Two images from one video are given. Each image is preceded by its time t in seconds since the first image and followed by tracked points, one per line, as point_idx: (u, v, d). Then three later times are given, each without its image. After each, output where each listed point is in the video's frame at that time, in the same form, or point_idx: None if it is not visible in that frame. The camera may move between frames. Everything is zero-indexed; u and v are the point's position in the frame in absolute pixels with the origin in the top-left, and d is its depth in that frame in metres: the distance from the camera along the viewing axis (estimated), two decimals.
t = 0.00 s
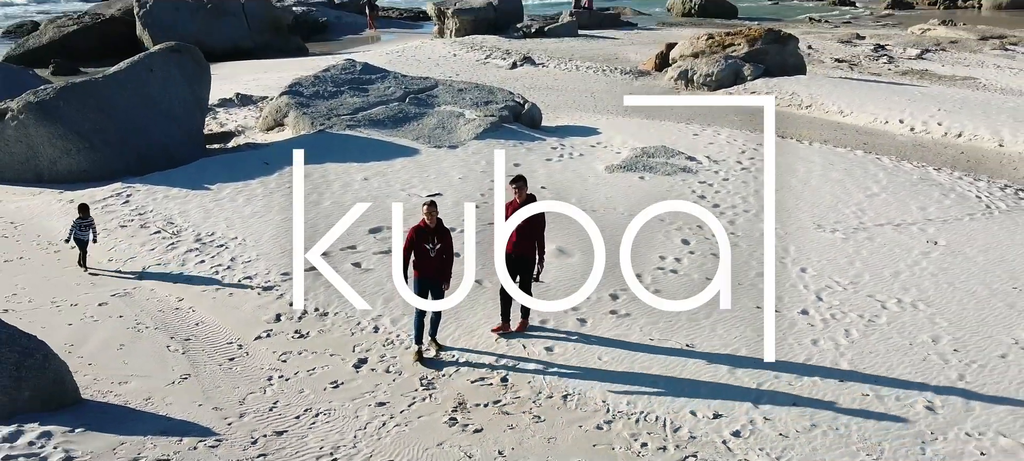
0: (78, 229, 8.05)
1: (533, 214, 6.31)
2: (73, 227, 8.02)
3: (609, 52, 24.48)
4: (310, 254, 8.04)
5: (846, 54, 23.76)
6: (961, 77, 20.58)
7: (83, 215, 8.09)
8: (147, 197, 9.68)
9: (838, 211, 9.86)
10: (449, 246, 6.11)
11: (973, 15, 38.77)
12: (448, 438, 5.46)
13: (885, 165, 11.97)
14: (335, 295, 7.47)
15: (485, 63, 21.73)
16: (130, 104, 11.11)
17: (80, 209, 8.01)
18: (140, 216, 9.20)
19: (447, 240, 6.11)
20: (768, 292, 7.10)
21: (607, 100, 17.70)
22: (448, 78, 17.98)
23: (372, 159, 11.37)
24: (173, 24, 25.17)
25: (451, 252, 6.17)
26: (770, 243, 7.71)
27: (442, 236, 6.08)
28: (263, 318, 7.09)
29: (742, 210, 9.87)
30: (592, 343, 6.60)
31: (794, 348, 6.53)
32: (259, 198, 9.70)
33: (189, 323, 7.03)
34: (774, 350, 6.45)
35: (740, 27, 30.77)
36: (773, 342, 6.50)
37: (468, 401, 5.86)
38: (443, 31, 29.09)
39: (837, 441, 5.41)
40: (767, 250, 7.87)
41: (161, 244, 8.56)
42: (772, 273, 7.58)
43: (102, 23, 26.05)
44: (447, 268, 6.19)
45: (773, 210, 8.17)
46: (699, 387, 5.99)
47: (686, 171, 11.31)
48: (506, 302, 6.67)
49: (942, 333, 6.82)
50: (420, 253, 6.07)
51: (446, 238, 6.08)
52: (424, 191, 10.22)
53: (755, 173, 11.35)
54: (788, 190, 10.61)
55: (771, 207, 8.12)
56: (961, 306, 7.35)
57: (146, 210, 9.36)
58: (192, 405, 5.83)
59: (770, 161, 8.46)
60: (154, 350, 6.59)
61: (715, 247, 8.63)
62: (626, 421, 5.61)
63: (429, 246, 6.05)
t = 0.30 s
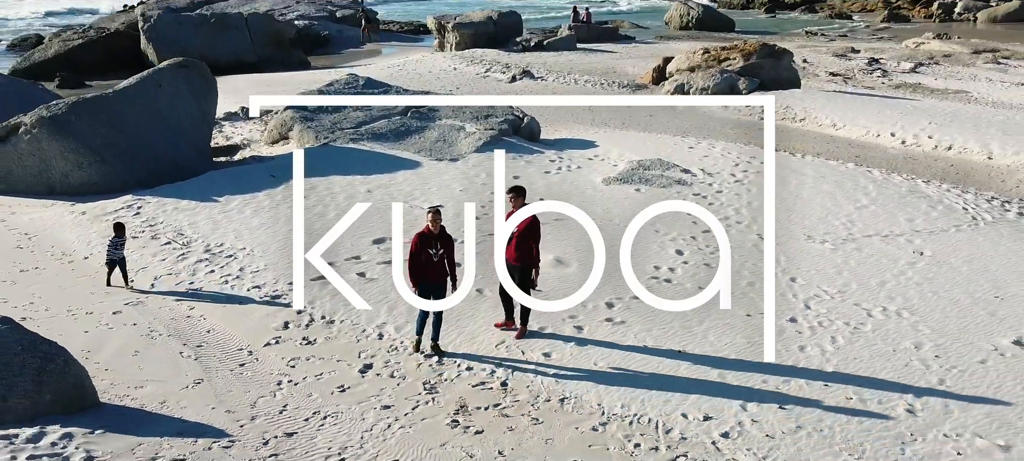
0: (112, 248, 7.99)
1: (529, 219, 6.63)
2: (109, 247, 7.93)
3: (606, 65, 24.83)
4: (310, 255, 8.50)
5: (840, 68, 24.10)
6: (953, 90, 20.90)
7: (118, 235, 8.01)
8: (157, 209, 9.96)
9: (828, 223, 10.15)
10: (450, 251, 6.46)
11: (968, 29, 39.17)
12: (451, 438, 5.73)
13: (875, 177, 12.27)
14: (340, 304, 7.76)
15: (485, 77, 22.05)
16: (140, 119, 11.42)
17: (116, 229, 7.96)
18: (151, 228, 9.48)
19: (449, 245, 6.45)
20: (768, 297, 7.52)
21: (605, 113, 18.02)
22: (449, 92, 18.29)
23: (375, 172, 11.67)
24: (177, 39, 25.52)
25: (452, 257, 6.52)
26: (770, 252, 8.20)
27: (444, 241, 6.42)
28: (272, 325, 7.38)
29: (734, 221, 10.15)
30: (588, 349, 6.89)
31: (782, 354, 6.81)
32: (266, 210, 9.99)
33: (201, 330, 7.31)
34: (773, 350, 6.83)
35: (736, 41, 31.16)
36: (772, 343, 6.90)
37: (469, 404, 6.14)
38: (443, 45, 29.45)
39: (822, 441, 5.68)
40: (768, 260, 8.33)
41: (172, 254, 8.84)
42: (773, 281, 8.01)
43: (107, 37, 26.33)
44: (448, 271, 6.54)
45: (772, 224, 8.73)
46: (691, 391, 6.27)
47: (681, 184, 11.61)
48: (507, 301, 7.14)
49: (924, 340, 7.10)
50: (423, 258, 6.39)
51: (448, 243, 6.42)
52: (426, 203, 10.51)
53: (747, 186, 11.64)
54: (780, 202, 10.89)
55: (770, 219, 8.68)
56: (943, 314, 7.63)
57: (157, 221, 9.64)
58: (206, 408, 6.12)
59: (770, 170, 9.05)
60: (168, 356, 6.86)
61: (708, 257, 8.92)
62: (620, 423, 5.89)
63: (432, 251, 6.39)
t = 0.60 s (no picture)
0: (147, 265, 8.06)
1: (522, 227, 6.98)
2: (144, 263, 8.02)
3: (604, 79, 25.18)
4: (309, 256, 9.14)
5: (834, 81, 24.46)
6: (945, 104, 21.23)
7: (152, 252, 8.08)
8: (167, 221, 10.27)
9: (818, 234, 10.46)
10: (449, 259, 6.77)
11: (962, 41, 39.53)
12: (453, 440, 6.03)
13: (865, 190, 12.58)
14: (346, 313, 8.06)
15: (484, 90, 22.39)
16: (149, 133, 11.73)
17: (150, 246, 8.04)
18: (161, 239, 9.79)
19: (447, 254, 6.76)
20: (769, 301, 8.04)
21: (602, 127, 18.35)
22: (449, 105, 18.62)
23: (378, 185, 11.98)
24: (180, 53, 25.89)
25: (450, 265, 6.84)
26: (772, 257, 8.73)
27: (443, 250, 6.73)
28: (281, 332, 7.69)
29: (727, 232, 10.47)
30: (584, 355, 7.20)
31: (770, 360, 7.12)
32: (272, 221, 10.30)
33: (212, 338, 7.61)
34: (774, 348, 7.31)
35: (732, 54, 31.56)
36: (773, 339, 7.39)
37: (470, 407, 6.45)
38: (443, 59, 29.84)
39: (806, 442, 5.98)
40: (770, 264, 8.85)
41: (182, 265, 9.14)
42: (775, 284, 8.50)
43: (111, 51, 26.70)
44: (447, 278, 6.86)
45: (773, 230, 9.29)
46: (682, 395, 6.57)
47: (675, 196, 11.93)
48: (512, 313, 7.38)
49: (906, 346, 7.41)
50: (423, 266, 6.70)
51: (446, 251, 6.74)
52: (427, 215, 10.83)
53: (740, 198, 11.96)
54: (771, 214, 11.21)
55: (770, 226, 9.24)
56: (926, 322, 7.94)
57: (167, 233, 9.95)
58: (219, 411, 6.42)
59: (770, 180, 9.62)
60: (181, 362, 7.16)
61: (700, 267, 9.23)
62: (614, 425, 6.19)
63: (432, 260, 6.70)
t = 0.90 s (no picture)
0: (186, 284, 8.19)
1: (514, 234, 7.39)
2: (183, 281, 8.16)
3: (602, 92, 25.57)
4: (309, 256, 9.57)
5: (829, 94, 24.84)
6: (937, 116, 21.59)
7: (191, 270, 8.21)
8: (177, 232, 10.59)
9: (809, 245, 10.79)
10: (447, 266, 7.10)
11: (957, 54, 39.96)
12: (456, 441, 6.34)
13: (856, 202, 12.91)
14: (353, 321, 8.38)
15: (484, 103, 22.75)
16: (159, 147, 12.08)
17: (190, 265, 8.17)
18: (173, 250, 10.11)
19: (445, 260, 7.10)
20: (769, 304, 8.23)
21: (601, 140, 18.70)
22: (449, 119, 18.97)
23: (382, 197, 12.32)
24: (184, 67, 26.28)
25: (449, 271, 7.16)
26: (771, 261, 8.95)
27: (441, 257, 7.08)
28: (290, 340, 8.01)
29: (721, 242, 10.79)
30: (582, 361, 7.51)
31: (760, 366, 7.43)
32: (280, 233, 10.62)
33: (224, 345, 7.92)
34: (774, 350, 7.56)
35: (728, 68, 31.99)
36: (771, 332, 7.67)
37: (472, 411, 6.76)
38: (443, 72, 30.24)
39: (793, 443, 6.30)
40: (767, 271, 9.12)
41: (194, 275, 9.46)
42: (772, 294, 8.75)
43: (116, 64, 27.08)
44: (446, 283, 7.18)
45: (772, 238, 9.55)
46: (675, 399, 6.89)
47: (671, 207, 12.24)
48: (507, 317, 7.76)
49: (891, 353, 7.72)
50: (423, 272, 7.03)
51: (445, 257, 7.07)
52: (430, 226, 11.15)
53: (734, 210, 12.30)
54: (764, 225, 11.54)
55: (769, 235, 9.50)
56: (911, 330, 8.25)
57: (178, 244, 10.27)
58: (234, 415, 6.73)
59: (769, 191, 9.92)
60: (195, 368, 7.49)
61: (694, 276, 9.56)
62: (611, 427, 6.50)
63: (431, 266, 7.03)
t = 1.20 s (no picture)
0: (220, 294, 8.41)
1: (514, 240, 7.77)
2: (215, 291, 8.39)
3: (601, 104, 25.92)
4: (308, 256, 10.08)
5: (825, 106, 25.19)
6: (930, 128, 21.94)
7: (224, 281, 8.44)
8: (188, 242, 10.91)
9: (802, 254, 11.10)
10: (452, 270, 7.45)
11: (952, 66, 40.37)
12: (462, 441, 6.63)
13: (848, 212, 13.24)
14: (360, 327, 8.68)
15: (485, 114, 23.09)
16: (169, 159, 12.38)
17: (224, 276, 8.39)
18: (184, 259, 10.43)
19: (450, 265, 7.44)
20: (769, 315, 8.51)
21: (599, 151, 19.05)
22: (451, 131, 19.30)
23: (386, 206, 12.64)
24: (189, 79, 26.67)
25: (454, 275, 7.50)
26: (771, 272, 9.21)
27: (446, 262, 7.42)
28: (300, 346, 8.32)
29: (717, 251, 11.10)
30: (581, 365, 7.80)
31: (752, 370, 7.72)
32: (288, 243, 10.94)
33: (237, 350, 8.23)
34: (774, 350, 7.97)
35: (725, 80, 32.37)
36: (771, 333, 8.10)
37: (476, 413, 7.06)
38: (443, 83, 30.62)
39: (783, 443, 6.59)
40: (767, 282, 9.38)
41: (206, 283, 9.77)
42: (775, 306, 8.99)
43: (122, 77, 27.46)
44: (450, 287, 7.53)
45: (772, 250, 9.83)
46: (671, 401, 7.18)
47: (667, 217, 12.55)
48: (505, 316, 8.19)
49: (879, 358, 8.03)
50: (428, 276, 7.36)
51: (450, 262, 7.41)
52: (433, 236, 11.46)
53: (729, 220, 12.62)
54: (759, 235, 11.86)
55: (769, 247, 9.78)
56: (898, 336, 8.55)
57: (189, 253, 10.59)
58: (248, 417, 7.03)
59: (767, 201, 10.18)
60: (209, 372, 7.80)
61: (690, 284, 9.86)
62: (609, 429, 6.80)
63: (437, 270, 7.36)
